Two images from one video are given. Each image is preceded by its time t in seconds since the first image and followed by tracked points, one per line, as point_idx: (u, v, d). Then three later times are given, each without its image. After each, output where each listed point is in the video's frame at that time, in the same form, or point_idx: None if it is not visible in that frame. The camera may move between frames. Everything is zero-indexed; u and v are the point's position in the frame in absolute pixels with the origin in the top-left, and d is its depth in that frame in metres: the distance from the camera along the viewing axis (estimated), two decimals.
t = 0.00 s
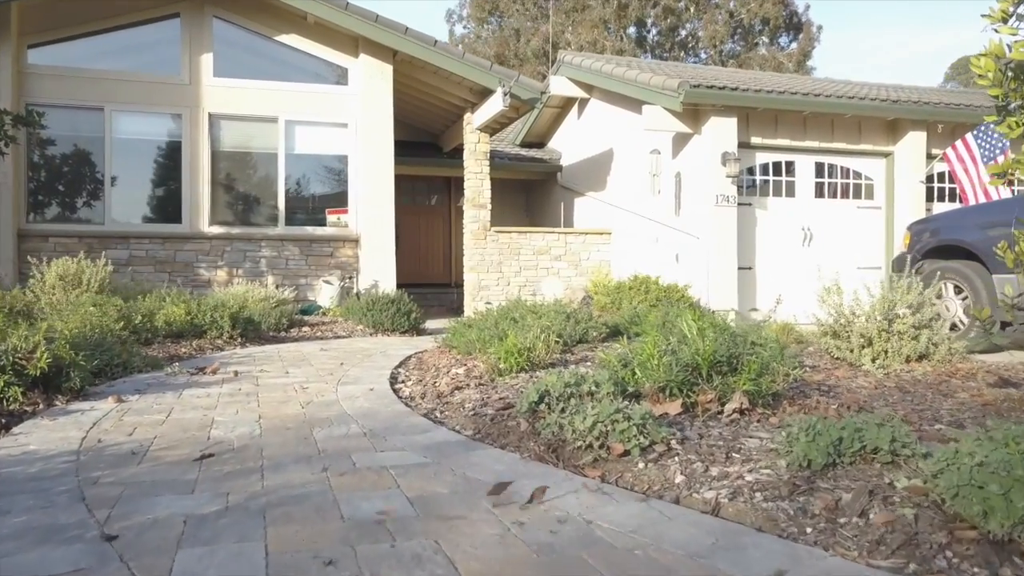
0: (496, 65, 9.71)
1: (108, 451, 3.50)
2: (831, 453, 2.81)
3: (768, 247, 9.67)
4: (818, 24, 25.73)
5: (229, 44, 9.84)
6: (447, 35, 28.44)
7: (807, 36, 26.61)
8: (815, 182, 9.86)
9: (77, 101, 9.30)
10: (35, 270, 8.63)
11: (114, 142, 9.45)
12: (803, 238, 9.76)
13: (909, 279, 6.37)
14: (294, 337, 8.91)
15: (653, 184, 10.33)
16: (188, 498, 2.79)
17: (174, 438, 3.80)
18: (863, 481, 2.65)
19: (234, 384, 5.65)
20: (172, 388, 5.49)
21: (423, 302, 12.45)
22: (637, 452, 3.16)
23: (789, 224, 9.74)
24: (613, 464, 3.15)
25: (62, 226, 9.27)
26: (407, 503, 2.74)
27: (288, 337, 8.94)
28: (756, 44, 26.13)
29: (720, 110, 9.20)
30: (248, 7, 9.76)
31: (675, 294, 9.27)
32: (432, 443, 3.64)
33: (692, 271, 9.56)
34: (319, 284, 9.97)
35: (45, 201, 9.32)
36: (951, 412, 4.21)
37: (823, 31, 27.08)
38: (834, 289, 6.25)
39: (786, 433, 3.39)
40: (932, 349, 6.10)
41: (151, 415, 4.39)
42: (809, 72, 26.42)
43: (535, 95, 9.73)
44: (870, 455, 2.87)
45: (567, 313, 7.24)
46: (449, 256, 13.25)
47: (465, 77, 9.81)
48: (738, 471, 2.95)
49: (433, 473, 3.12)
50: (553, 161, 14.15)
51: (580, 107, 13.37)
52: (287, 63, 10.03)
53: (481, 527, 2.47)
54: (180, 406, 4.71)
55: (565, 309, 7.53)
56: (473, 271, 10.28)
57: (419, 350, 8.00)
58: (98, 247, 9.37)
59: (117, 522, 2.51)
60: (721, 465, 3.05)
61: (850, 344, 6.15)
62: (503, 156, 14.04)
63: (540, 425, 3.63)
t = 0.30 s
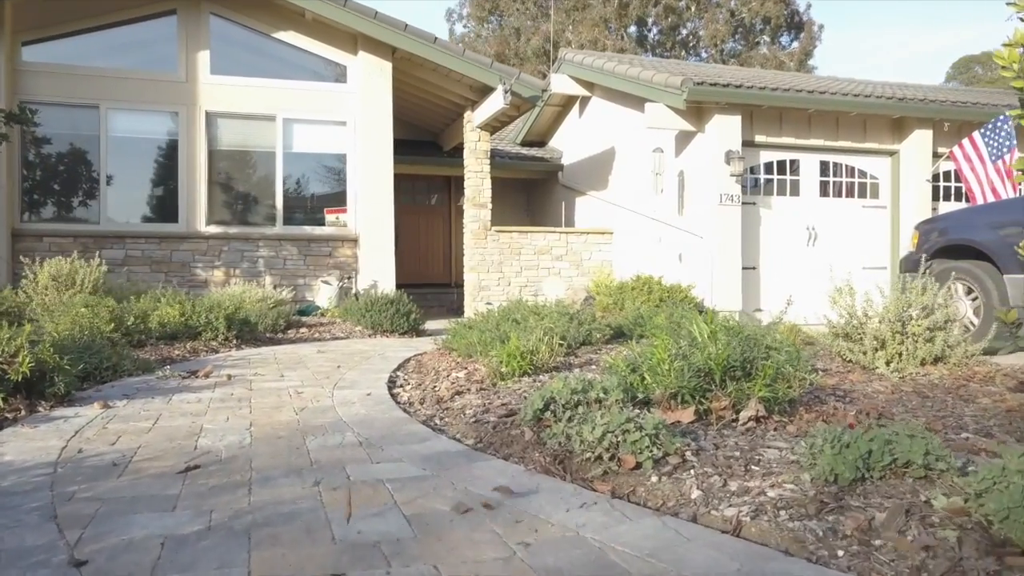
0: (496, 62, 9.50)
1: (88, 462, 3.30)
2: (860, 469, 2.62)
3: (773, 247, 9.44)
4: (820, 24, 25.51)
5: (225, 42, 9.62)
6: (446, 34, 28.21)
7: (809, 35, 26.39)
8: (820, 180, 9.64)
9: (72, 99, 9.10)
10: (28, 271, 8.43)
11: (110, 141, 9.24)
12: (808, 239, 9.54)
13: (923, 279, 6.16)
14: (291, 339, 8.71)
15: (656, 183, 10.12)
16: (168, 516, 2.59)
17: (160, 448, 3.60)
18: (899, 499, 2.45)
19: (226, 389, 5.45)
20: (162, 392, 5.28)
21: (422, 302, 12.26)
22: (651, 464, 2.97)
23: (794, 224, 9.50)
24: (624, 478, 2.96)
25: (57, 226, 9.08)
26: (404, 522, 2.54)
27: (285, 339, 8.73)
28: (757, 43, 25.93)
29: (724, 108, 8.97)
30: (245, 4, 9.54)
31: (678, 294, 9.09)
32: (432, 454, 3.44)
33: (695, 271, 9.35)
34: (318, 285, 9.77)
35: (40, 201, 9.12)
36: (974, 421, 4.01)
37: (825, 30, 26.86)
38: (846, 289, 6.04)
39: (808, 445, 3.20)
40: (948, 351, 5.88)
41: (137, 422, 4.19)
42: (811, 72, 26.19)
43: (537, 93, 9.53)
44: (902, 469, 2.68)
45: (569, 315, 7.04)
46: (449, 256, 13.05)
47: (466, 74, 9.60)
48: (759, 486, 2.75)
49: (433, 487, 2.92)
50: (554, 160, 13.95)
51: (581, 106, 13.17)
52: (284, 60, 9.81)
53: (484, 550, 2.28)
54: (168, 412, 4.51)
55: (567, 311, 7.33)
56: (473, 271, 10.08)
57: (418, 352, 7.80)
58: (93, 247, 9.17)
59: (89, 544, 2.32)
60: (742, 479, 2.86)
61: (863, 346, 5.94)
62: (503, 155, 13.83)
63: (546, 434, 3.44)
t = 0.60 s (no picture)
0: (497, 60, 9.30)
1: (67, 474, 3.11)
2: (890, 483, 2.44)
3: (778, 247, 9.24)
4: (821, 23, 25.32)
5: (222, 38, 9.43)
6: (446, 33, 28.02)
7: (810, 34, 26.19)
8: (824, 180, 9.46)
9: (68, 97, 8.91)
10: (20, 271, 8.24)
11: (106, 139, 9.05)
12: (813, 239, 9.33)
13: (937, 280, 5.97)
14: (289, 341, 8.52)
15: (658, 182, 9.94)
16: (147, 536, 2.40)
17: (145, 458, 3.41)
18: (937, 519, 2.26)
19: (218, 394, 5.26)
20: (153, 397, 5.10)
21: (422, 303, 12.07)
22: (665, 477, 2.78)
23: (799, 223, 9.29)
24: (636, 492, 2.77)
25: (53, 226, 8.89)
26: (400, 542, 2.35)
27: (282, 340, 8.54)
28: (758, 42, 25.76)
29: (728, 106, 8.78)
30: None
31: (681, 295, 8.88)
32: (432, 465, 3.25)
33: (698, 272, 9.15)
34: (316, 286, 9.58)
35: (35, 201, 8.93)
36: (998, 429, 3.82)
37: (826, 30, 26.68)
38: (857, 290, 5.86)
39: (830, 456, 3.02)
40: (964, 354, 5.70)
41: (123, 430, 4.00)
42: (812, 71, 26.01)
43: (538, 91, 9.34)
44: (936, 485, 2.50)
45: (573, 315, 6.86)
46: (449, 255, 12.87)
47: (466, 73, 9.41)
48: (782, 503, 2.56)
49: (432, 502, 2.74)
50: (556, 159, 13.76)
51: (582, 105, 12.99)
52: (281, 57, 9.61)
53: None
54: (156, 419, 4.32)
55: (570, 311, 7.15)
56: (474, 271, 9.90)
57: (417, 355, 7.62)
58: (88, 246, 8.98)
59: (57, 570, 2.13)
60: (762, 494, 2.67)
61: (875, 349, 5.76)
62: (504, 154, 13.65)
63: (551, 444, 3.25)
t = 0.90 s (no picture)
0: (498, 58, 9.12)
1: (45, 490, 2.93)
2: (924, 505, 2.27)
3: (781, 247, 9.05)
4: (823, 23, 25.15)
5: (218, 36, 9.24)
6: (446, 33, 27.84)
7: (812, 34, 26.01)
8: (828, 180, 9.26)
9: (62, 95, 8.73)
10: (13, 271, 8.07)
11: (101, 138, 8.87)
12: (817, 239, 9.15)
13: (950, 282, 5.78)
14: (286, 343, 8.31)
15: (661, 181, 9.75)
16: (125, 562, 2.22)
17: (128, 471, 3.23)
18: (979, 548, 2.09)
19: (211, 400, 5.08)
20: (143, 404, 4.92)
21: (422, 304, 11.89)
22: (679, 496, 2.60)
23: (803, 223, 9.11)
24: (648, 511, 2.59)
25: (48, 226, 8.71)
26: (396, 569, 2.18)
27: (278, 342, 8.33)
28: (759, 41, 25.60)
29: (731, 104, 8.56)
30: None
31: (684, 296, 8.69)
32: (432, 479, 3.07)
33: (701, 273, 8.96)
34: (314, 286, 9.36)
35: (30, 201, 8.76)
36: None
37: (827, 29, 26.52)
38: (870, 293, 5.66)
39: (853, 472, 2.85)
40: (981, 360, 5.48)
41: (108, 440, 3.82)
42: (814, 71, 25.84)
43: (539, 90, 9.16)
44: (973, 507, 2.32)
45: (576, 317, 6.68)
46: (449, 255, 12.69)
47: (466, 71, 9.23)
48: (806, 525, 2.39)
49: (431, 522, 2.56)
50: (556, 158, 13.58)
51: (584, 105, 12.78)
52: (279, 56, 9.42)
53: None
54: (143, 427, 4.14)
55: (572, 313, 6.97)
56: (474, 271, 9.72)
57: (416, 358, 7.45)
58: (84, 247, 8.80)
59: None
60: (784, 514, 2.50)
61: (888, 353, 5.57)
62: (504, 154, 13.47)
63: (556, 459, 3.07)
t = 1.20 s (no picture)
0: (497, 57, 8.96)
1: (20, 510, 2.77)
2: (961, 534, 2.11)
3: (784, 249, 8.87)
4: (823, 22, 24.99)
5: (214, 35, 9.07)
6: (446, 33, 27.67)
7: (812, 33, 25.86)
8: (833, 181, 9.07)
9: (57, 94, 8.56)
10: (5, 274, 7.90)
11: (97, 137, 8.70)
12: (820, 240, 8.99)
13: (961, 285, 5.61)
14: (283, 345, 8.14)
15: (663, 182, 9.59)
16: None
17: (110, 488, 3.07)
18: None
19: (202, 408, 4.92)
20: (132, 412, 4.75)
21: (422, 305, 11.73)
22: (693, 519, 2.44)
23: (806, 224, 8.94)
24: (660, 536, 2.43)
25: (43, 227, 8.54)
26: None
27: (275, 345, 8.16)
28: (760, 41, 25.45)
29: (734, 104, 8.39)
30: None
31: (686, 298, 8.52)
32: (429, 498, 2.90)
33: (704, 274, 8.78)
34: (313, 288, 9.13)
35: (26, 201, 8.59)
36: None
37: (827, 29, 26.36)
38: (880, 297, 5.48)
39: (876, 493, 2.69)
40: (996, 365, 5.29)
41: (91, 454, 3.65)
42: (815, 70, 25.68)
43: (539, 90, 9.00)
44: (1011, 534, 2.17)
45: (578, 320, 6.51)
46: (449, 255, 12.53)
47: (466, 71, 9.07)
48: (832, 554, 2.23)
49: (428, 548, 2.40)
50: (557, 158, 13.41)
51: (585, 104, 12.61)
52: (276, 55, 9.25)
53: None
54: (129, 439, 3.98)
55: (573, 316, 6.81)
56: (475, 273, 9.56)
57: (415, 362, 7.29)
58: (80, 248, 8.63)
59: None
60: (806, 540, 2.34)
61: (899, 359, 5.40)
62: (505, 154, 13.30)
63: (560, 477, 2.91)
